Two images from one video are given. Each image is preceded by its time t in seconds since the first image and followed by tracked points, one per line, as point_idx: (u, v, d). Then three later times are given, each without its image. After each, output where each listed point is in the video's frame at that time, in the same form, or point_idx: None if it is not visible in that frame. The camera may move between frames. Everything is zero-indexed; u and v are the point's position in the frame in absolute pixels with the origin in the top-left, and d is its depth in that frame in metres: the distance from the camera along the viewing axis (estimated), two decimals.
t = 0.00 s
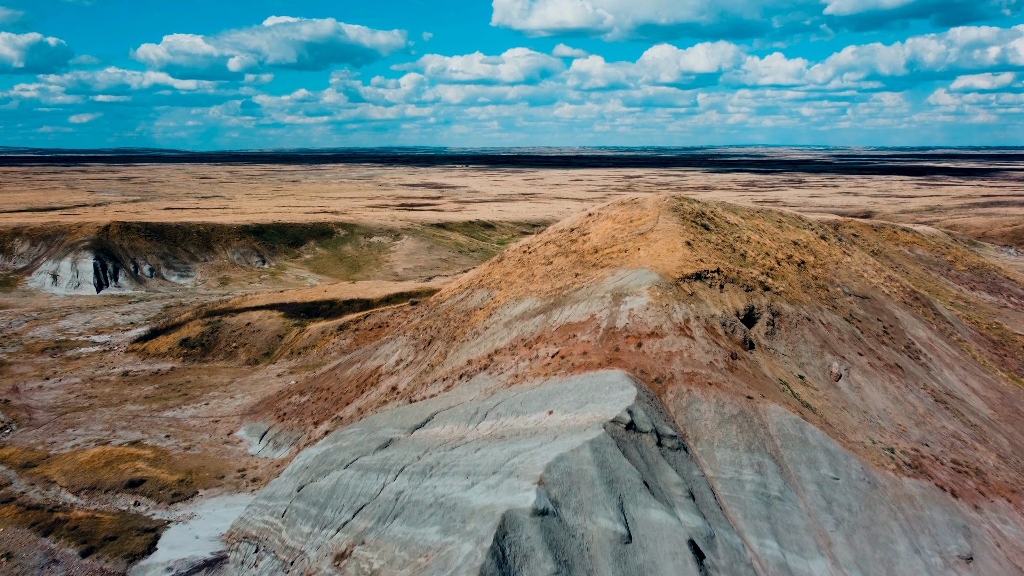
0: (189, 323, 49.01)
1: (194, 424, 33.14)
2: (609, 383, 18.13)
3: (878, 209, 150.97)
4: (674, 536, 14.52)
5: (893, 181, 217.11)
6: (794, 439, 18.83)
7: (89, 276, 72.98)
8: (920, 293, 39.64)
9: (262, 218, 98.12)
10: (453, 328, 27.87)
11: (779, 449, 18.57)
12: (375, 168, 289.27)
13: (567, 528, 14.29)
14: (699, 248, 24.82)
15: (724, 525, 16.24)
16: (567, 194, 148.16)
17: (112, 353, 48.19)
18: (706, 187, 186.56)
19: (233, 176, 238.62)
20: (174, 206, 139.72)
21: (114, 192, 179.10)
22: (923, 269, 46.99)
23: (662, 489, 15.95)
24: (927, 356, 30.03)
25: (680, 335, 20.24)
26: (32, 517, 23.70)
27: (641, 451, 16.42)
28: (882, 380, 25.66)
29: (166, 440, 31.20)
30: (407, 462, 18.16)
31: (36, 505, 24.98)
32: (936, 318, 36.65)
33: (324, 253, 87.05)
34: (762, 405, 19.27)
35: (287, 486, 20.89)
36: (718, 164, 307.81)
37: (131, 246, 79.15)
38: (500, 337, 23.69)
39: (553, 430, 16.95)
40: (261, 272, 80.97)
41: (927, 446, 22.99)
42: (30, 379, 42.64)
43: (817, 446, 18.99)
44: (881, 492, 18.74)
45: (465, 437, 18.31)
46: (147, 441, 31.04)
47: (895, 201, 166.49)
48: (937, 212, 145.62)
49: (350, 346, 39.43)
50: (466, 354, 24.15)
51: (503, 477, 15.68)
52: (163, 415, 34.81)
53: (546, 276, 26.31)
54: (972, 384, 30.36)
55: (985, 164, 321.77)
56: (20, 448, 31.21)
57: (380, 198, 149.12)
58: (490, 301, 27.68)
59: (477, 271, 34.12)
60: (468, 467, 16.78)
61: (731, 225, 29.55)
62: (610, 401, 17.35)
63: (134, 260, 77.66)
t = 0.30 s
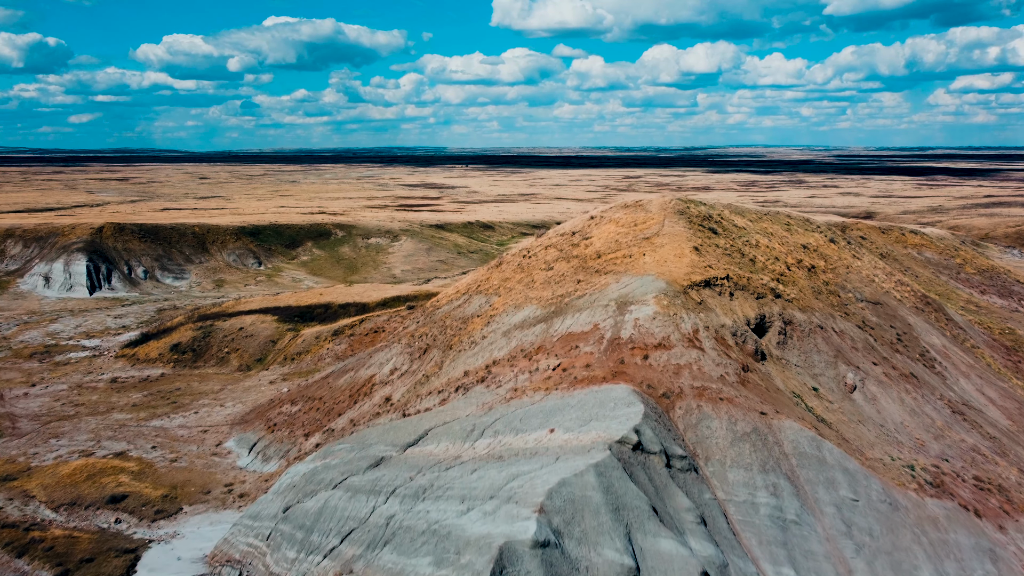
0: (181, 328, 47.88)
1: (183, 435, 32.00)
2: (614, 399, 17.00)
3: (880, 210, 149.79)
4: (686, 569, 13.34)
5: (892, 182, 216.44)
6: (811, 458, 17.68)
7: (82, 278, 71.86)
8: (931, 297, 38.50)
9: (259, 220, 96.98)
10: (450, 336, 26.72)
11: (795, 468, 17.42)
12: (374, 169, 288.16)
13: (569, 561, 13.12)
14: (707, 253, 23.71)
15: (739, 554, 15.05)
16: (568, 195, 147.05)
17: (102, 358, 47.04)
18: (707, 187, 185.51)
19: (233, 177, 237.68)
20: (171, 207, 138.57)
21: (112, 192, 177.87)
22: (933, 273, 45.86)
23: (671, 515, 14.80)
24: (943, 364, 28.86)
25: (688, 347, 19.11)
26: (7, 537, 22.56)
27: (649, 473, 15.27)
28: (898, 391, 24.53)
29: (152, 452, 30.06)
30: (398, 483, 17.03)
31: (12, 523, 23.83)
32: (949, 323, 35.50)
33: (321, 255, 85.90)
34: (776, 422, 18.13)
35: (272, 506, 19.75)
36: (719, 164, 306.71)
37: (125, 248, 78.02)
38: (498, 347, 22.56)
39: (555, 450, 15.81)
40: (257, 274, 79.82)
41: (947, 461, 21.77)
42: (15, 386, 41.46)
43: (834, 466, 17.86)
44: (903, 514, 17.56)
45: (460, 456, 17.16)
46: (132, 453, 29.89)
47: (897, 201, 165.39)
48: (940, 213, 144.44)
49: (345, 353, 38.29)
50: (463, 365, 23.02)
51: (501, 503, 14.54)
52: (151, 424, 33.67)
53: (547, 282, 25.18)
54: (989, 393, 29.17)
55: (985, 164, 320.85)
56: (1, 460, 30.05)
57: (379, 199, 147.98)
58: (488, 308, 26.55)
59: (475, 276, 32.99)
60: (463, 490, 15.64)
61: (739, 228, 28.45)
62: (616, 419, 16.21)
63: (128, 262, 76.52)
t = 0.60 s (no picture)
0: (172, 332, 46.72)
1: (170, 445, 30.86)
2: (620, 417, 15.86)
3: (882, 210, 148.77)
4: None
5: (893, 182, 215.42)
6: (830, 479, 16.50)
7: (75, 280, 70.73)
8: (943, 302, 37.35)
9: (255, 220, 95.77)
10: (446, 344, 25.60)
11: (814, 490, 16.22)
12: (373, 168, 287.03)
13: None
14: (715, 258, 22.60)
15: None
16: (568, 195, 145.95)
17: (91, 363, 45.90)
18: (708, 187, 184.50)
19: (232, 177, 236.55)
20: (168, 207, 137.49)
21: (109, 192, 176.66)
22: (942, 276, 44.73)
23: (683, 544, 13.58)
24: (959, 373, 27.70)
25: (698, 359, 17.98)
26: None
27: (659, 499, 14.10)
28: (915, 403, 23.37)
29: (138, 463, 28.94)
30: (389, 507, 15.85)
31: None
32: (963, 329, 34.33)
33: (318, 256, 84.74)
34: (792, 439, 16.98)
35: (256, 527, 18.58)
36: (719, 163, 305.71)
37: (119, 249, 76.89)
38: (496, 359, 21.43)
39: (557, 474, 14.67)
40: (253, 276, 78.65)
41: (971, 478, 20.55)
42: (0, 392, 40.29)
43: (855, 487, 16.69)
44: (930, 539, 16.31)
45: (455, 478, 15.99)
46: (117, 464, 28.77)
47: (899, 201, 164.36)
48: (942, 213, 143.40)
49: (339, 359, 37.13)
50: (459, 376, 21.89)
51: (498, 532, 13.36)
52: (137, 434, 32.52)
53: (548, 289, 24.05)
54: (1008, 403, 27.97)
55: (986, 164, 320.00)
56: None
57: (378, 199, 146.83)
58: (486, 315, 25.40)
59: (473, 280, 31.86)
60: (457, 516, 14.44)
61: (749, 231, 27.36)
62: (622, 440, 15.07)
63: (121, 263, 75.38)
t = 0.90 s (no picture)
0: (163, 336, 45.55)
1: (156, 456, 29.70)
2: (627, 437, 14.73)
3: (884, 210, 147.66)
4: None
5: (895, 182, 214.34)
6: (852, 503, 15.27)
7: (67, 283, 69.56)
8: (956, 306, 36.18)
9: (252, 221, 94.61)
10: (442, 353, 24.45)
11: (835, 515, 14.97)
12: (372, 168, 285.95)
13: None
14: (725, 263, 21.50)
15: None
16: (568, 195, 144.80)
17: (79, 368, 44.72)
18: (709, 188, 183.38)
19: (231, 177, 235.60)
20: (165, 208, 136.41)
21: (108, 192, 175.41)
22: (953, 279, 43.59)
23: None
24: (978, 382, 26.52)
25: (710, 373, 16.87)
26: None
27: (671, 529, 12.90)
28: (935, 415, 22.20)
29: (121, 476, 27.80)
30: (378, 534, 14.69)
31: None
32: (978, 335, 33.15)
33: (315, 257, 83.57)
34: (811, 459, 15.81)
35: (238, 551, 17.43)
36: (719, 163, 304.56)
37: (112, 251, 75.73)
38: (494, 370, 20.32)
39: (559, 502, 13.52)
40: (248, 278, 77.47)
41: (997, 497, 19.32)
42: None
43: (879, 511, 15.41)
44: (962, 568, 14.98)
45: (450, 504, 14.82)
46: (100, 477, 27.63)
47: (901, 201, 163.25)
48: (945, 213, 142.28)
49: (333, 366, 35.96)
50: (456, 388, 20.77)
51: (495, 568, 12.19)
52: (123, 444, 31.35)
53: (549, 296, 22.92)
54: None
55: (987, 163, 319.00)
56: None
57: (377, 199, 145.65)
58: (484, 323, 24.28)
59: (470, 285, 30.72)
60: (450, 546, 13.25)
61: (758, 235, 26.26)
62: (629, 464, 13.91)
63: (115, 265, 74.23)
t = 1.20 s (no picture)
0: (153, 341, 44.39)
1: (141, 468, 28.54)
2: (635, 461, 13.61)
3: (886, 211, 146.51)
4: None
5: (896, 182, 213.17)
6: (877, 532, 14.01)
7: (59, 285, 68.41)
8: (971, 311, 35.01)
9: (248, 222, 93.44)
10: (438, 362, 23.30)
11: (860, 545, 13.68)
12: (371, 168, 284.86)
13: None
14: (737, 269, 20.40)
15: None
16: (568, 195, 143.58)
17: (67, 374, 43.53)
18: (710, 188, 182.25)
19: (230, 176, 234.74)
20: (162, 208, 135.37)
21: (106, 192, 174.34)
22: (964, 282, 42.43)
23: None
24: (998, 392, 25.35)
25: (723, 389, 15.74)
26: None
27: (685, 565, 11.67)
28: (957, 429, 21.04)
29: (104, 490, 26.61)
30: (364, 567, 13.50)
31: None
32: (995, 341, 31.98)
33: (312, 259, 82.38)
34: (832, 483, 14.61)
35: None
36: (720, 163, 303.47)
37: (106, 253, 74.56)
38: (492, 384, 19.17)
39: (562, 534, 12.35)
40: (244, 280, 76.31)
41: None
42: None
43: (907, 540, 14.09)
44: None
45: (443, 534, 13.65)
46: (81, 491, 26.46)
47: (903, 202, 162.06)
48: (947, 214, 141.12)
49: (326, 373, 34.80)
50: (452, 402, 19.63)
51: None
52: (107, 455, 30.17)
53: (550, 304, 21.78)
54: None
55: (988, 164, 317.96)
56: None
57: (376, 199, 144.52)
58: (482, 332, 23.13)
59: (468, 290, 29.56)
60: None
61: (769, 238, 25.16)
62: (638, 491, 12.75)
63: (108, 267, 73.06)
